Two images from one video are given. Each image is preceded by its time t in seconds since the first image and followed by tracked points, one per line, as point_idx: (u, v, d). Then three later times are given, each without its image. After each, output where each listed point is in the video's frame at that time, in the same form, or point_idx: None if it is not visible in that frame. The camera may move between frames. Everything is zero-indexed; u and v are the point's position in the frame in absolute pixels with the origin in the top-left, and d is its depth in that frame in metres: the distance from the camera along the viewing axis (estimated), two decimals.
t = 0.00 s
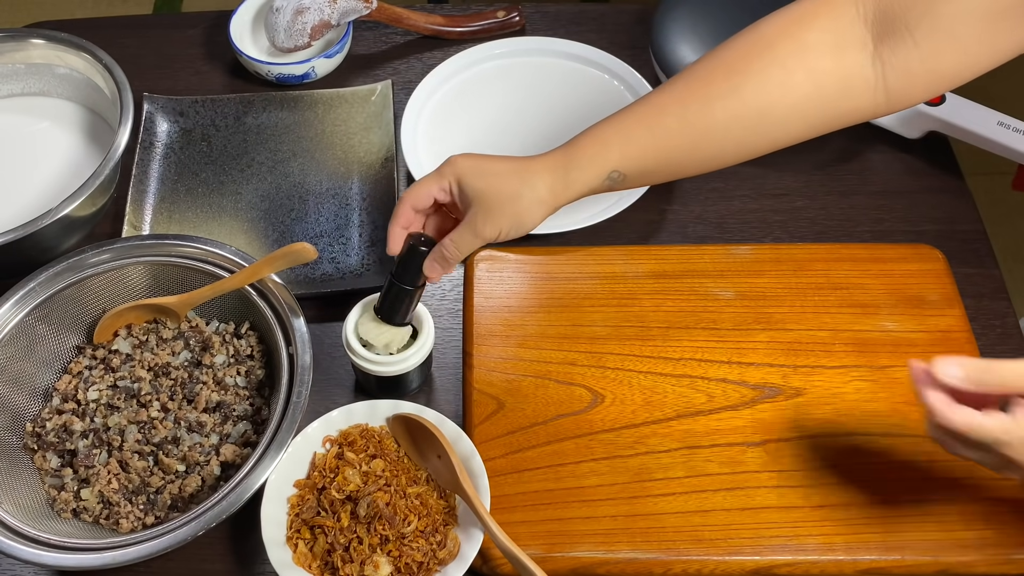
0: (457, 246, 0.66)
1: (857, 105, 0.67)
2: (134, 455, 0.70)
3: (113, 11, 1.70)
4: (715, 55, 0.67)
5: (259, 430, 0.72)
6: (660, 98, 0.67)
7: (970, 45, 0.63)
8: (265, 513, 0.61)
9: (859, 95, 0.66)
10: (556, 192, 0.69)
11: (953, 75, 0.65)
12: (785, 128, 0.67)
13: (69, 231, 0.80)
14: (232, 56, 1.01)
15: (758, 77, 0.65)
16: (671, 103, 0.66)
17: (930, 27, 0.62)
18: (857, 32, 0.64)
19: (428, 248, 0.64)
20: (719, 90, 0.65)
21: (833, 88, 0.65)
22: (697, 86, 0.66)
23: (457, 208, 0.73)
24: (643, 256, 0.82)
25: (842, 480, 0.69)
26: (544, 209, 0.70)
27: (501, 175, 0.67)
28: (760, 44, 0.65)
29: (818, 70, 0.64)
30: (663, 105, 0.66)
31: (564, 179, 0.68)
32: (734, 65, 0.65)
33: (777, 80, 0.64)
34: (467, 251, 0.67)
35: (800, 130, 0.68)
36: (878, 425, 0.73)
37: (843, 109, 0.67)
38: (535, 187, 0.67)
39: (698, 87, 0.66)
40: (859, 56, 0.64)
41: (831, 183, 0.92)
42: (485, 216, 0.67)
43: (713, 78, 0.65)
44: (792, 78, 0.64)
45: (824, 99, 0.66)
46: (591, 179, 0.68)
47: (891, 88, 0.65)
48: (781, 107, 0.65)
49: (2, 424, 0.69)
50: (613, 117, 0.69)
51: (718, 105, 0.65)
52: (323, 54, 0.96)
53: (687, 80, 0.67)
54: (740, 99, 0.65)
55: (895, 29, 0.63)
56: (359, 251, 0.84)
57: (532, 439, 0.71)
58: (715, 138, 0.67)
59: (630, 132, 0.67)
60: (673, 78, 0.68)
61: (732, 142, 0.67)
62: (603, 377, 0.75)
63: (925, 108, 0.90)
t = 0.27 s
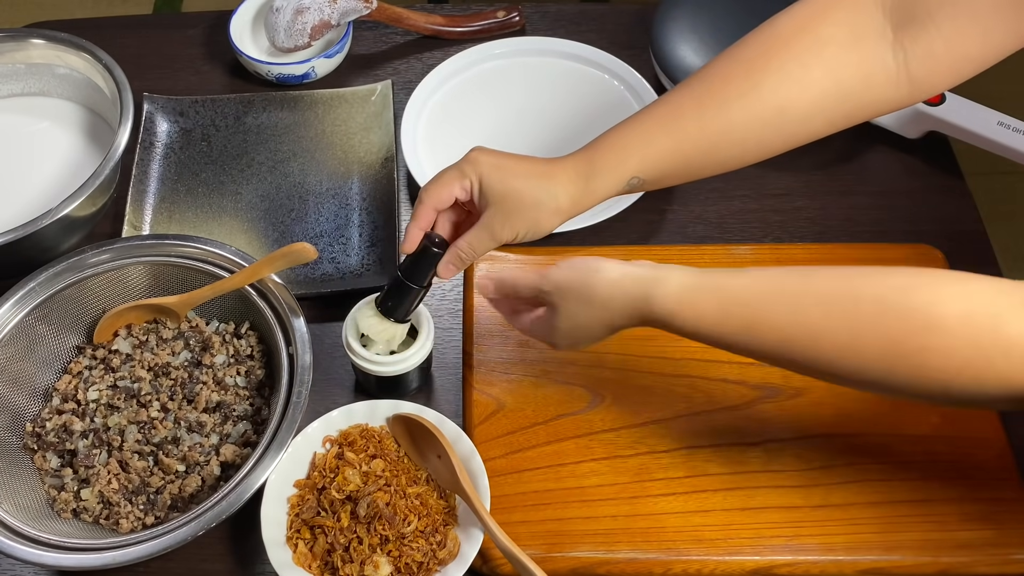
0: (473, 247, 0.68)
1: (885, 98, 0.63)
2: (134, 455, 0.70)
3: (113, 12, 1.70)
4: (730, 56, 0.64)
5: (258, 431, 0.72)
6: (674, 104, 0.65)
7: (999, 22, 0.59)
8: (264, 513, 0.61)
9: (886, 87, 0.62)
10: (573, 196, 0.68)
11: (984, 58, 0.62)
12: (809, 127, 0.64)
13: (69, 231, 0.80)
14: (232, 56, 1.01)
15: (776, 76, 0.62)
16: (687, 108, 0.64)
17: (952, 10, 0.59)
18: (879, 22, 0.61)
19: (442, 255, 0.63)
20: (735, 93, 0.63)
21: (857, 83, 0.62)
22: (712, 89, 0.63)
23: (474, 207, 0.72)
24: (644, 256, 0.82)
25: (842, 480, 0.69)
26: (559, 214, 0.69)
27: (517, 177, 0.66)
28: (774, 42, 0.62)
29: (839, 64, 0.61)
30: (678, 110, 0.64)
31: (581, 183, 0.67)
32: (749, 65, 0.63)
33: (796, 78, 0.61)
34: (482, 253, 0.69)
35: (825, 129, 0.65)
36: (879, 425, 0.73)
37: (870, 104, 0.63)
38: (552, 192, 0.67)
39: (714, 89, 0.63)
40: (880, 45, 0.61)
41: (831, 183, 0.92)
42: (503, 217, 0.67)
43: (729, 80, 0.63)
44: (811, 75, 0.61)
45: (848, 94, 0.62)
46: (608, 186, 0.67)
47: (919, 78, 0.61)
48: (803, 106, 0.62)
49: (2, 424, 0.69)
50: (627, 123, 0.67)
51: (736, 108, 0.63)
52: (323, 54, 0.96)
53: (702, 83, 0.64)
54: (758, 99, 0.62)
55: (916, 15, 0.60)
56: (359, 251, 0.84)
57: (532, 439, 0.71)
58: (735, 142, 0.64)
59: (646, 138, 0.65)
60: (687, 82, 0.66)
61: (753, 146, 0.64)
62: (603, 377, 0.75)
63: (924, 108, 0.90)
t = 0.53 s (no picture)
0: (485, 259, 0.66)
1: (897, 97, 0.61)
2: (134, 455, 0.70)
3: (112, 11, 1.70)
4: (734, 60, 0.62)
5: (258, 431, 0.72)
6: (680, 109, 0.63)
7: (1014, 12, 0.56)
8: (265, 513, 0.61)
9: (897, 86, 0.60)
10: (585, 207, 0.67)
11: (1000, 50, 0.59)
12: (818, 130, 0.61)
13: (69, 231, 0.80)
14: (233, 56, 1.01)
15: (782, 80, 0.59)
16: (692, 115, 0.62)
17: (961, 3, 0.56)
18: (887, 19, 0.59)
19: (453, 266, 0.63)
20: (741, 98, 0.60)
21: (866, 83, 0.59)
22: (717, 94, 0.61)
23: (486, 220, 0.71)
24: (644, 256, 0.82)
25: (842, 480, 0.69)
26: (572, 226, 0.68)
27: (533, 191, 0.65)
28: (779, 45, 0.60)
29: (846, 64, 0.59)
30: (682, 116, 0.62)
31: (593, 193, 0.66)
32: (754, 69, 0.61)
33: (802, 81, 0.59)
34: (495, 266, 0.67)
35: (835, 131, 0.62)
36: (879, 425, 0.73)
37: (881, 104, 0.61)
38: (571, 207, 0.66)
39: (719, 94, 0.61)
40: (887, 43, 0.59)
41: (831, 183, 0.92)
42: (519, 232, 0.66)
43: (735, 85, 0.61)
44: (818, 77, 0.59)
45: (857, 94, 0.60)
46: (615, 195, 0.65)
47: (931, 74, 0.59)
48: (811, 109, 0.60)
49: (2, 424, 0.69)
50: (631, 130, 0.65)
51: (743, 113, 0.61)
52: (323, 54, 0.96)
53: (706, 88, 0.62)
54: (765, 104, 0.60)
55: (922, 11, 0.57)
56: (359, 251, 0.84)
57: (532, 439, 0.71)
58: (742, 149, 0.62)
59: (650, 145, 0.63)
60: (691, 87, 0.64)
61: (761, 151, 0.62)
62: (603, 377, 0.75)
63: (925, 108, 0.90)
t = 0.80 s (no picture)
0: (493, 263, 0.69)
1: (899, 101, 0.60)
2: (134, 455, 0.70)
3: (112, 11, 1.70)
4: (737, 66, 0.62)
5: (258, 431, 0.72)
6: (684, 116, 0.64)
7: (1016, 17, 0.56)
8: (264, 513, 0.61)
9: (899, 90, 0.60)
10: (595, 214, 0.69)
11: (1004, 53, 0.58)
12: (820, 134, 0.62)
13: (69, 231, 0.80)
14: (232, 56, 1.01)
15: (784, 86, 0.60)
16: (696, 122, 0.63)
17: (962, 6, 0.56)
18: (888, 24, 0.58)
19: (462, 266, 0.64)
20: (743, 106, 0.61)
21: (867, 87, 0.59)
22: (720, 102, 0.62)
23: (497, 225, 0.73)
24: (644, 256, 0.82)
25: (841, 480, 0.69)
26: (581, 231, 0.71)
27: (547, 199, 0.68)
28: (781, 51, 0.61)
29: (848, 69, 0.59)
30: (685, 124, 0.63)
31: (603, 201, 0.68)
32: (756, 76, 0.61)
33: (802, 87, 0.60)
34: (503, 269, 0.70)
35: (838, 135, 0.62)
36: (879, 425, 0.73)
37: (883, 107, 0.61)
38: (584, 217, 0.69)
39: (722, 101, 0.62)
40: (889, 47, 0.59)
41: (831, 183, 0.92)
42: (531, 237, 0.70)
43: (737, 92, 0.61)
44: (819, 82, 0.59)
45: (859, 99, 0.60)
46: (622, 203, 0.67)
47: (932, 79, 0.59)
48: (812, 114, 0.60)
49: (2, 424, 0.69)
50: (637, 138, 0.67)
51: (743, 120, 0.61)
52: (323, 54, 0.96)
53: (710, 95, 0.63)
54: (766, 111, 0.61)
55: (923, 14, 0.57)
56: (359, 251, 0.84)
57: (532, 440, 0.71)
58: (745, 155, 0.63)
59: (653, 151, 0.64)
60: (695, 94, 0.64)
61: (763, 157, 0.63)
62: (603, 377, 0.75)
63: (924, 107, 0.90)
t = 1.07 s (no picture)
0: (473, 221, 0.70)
1: (889, 99, 0.64)
2: (134, 455, 0.70)
3: (113, 11, 1.70)
4: (736, 57, 0.65)
5: (258, 431, 0.72)
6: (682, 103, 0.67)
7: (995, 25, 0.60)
8: (265, 513, 0.61)
9: (889, 88, 0.64)
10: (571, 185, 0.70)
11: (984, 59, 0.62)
12: (813, 126, 0.65)
13: (69, 231, 0.80)
14: (232, 56, 1.01)
15: (780, 77, 0.63)
16: (691, 108, 0.66)
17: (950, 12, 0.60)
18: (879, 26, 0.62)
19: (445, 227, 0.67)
20: (738, 93, 0.64)
21: (859, 83, 0.63)
22: (718, 90, 0.65)
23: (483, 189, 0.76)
24: (644, 256, 0.82)
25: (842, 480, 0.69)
26: (561, 202, 0.71)
27: (524, 163, 0.70)
28: (778, 44, 0.64)
29: (841, 64, 0.62)
30: (684, 112, 0.66)
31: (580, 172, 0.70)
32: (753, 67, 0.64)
33: (796, 78, 0.63)
34: (482, 229, 0.71)
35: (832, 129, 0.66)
36: (880, 425, 0.73)
37: (874, 104, 0.64)
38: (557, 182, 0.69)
39: (720, 90, 0.65)
40: (878, 45, 0.62)
41: (831, 183, 0.92)
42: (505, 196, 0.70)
43: (734, 82, 0.64)
44: (813, 74, 0.63)
45: (850, 93, 0.63)
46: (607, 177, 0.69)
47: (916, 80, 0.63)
48: (805, 106, 0.64)
49: (2, 424, 0.69)
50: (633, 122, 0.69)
51: (739, 108, 0.64)
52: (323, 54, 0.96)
53: (709, 84, 0.66)
54: (760, 99, 0.64)
55: (914, 18, 0.61)
56: (359, 251, 0.84)
57: (532, 440, 0.71)
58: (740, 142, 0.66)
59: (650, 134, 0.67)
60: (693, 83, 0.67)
61: (758, 146, 0.66)
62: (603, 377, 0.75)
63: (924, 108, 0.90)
